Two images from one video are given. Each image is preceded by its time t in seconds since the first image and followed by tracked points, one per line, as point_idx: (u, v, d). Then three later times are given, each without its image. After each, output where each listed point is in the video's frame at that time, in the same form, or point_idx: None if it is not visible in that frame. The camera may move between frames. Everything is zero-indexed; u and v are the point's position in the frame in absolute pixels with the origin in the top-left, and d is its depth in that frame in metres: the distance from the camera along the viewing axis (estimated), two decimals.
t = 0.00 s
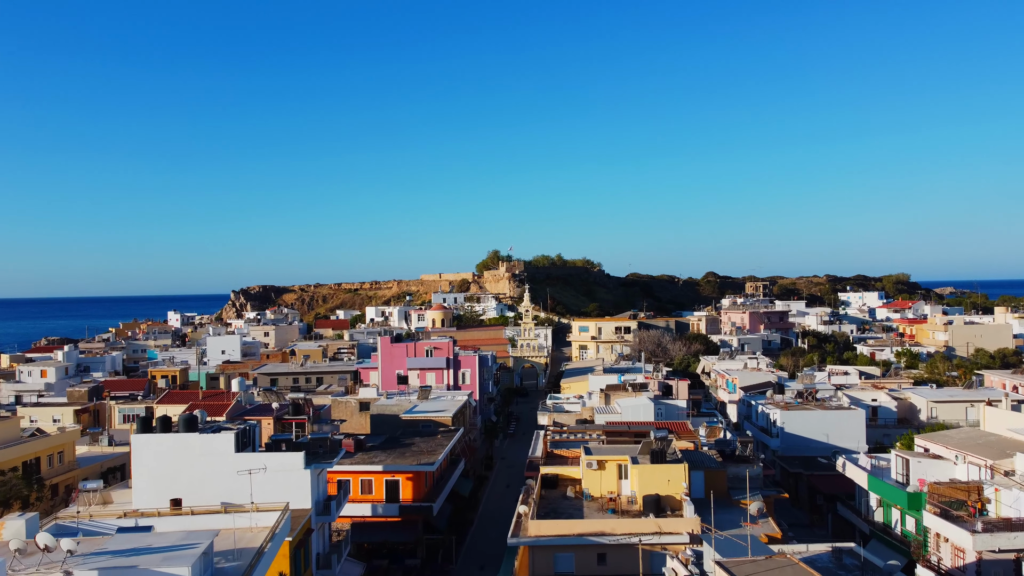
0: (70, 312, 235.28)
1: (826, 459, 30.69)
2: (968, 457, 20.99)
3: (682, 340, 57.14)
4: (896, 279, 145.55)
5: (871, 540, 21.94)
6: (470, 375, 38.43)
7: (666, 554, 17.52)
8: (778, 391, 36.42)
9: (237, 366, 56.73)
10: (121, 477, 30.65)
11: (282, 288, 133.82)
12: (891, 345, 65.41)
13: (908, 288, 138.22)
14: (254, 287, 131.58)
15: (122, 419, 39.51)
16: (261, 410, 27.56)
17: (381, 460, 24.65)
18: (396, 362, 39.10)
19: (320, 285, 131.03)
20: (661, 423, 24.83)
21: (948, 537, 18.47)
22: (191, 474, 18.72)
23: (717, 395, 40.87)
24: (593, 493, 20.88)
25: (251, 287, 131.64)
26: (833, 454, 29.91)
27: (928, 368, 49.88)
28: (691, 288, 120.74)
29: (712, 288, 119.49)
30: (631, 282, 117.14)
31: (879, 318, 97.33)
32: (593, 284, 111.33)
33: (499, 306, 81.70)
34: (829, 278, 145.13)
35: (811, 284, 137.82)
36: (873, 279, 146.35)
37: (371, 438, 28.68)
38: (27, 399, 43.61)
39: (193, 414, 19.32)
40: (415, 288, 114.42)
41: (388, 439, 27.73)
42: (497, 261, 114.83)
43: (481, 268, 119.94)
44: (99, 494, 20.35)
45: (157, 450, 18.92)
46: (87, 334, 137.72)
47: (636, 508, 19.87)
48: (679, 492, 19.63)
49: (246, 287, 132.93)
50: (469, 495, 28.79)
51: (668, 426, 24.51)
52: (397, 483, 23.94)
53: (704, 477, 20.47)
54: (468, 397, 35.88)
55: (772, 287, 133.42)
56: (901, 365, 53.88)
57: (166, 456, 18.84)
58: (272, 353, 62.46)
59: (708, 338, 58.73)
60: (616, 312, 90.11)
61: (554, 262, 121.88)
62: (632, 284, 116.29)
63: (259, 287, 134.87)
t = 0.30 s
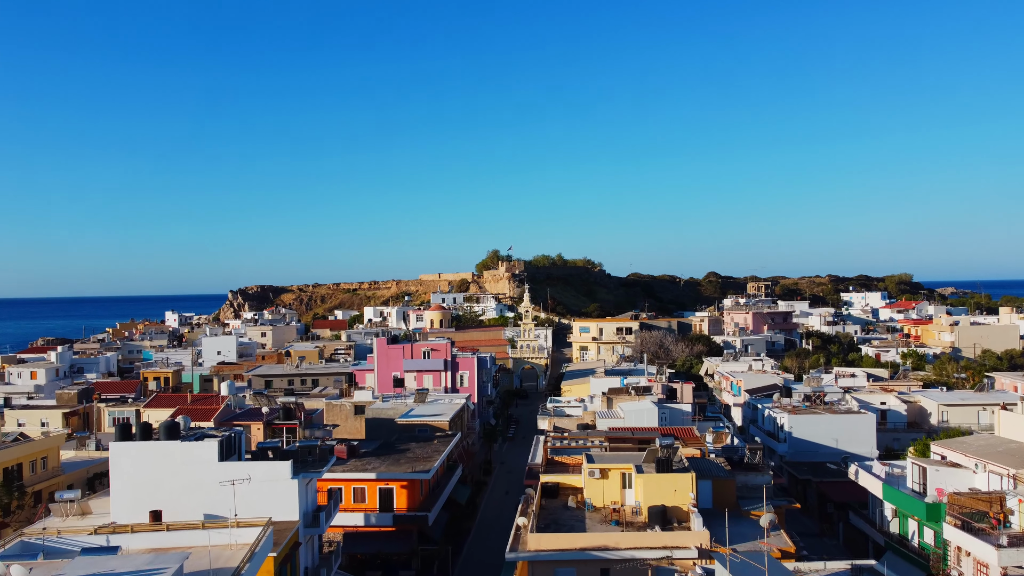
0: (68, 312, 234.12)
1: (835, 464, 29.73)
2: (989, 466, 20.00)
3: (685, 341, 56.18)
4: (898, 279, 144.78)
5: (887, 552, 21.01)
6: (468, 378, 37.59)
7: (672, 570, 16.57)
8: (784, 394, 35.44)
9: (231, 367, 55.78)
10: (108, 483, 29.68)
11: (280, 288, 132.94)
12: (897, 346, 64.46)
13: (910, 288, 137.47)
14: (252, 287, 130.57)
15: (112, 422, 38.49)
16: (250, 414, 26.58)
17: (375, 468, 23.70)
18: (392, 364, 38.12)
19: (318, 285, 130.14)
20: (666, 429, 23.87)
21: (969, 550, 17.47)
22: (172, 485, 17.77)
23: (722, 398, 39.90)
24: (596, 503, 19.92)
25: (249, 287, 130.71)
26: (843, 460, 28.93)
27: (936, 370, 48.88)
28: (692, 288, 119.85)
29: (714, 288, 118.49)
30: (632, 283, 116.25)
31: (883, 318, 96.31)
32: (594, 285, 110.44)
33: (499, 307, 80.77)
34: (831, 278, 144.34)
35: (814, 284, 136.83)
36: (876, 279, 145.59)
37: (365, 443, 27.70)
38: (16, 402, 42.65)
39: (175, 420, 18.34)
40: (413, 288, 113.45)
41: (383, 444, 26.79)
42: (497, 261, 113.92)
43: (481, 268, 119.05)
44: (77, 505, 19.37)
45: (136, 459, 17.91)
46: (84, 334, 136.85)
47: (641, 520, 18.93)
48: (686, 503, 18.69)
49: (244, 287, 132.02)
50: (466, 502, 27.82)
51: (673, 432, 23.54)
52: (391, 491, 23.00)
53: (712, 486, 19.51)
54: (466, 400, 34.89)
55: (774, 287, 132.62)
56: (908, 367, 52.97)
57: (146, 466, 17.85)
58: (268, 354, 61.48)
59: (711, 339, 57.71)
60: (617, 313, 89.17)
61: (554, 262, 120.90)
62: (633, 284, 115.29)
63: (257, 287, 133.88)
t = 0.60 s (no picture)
0: (66, 312, 233.02)
1: (845, 470, 28.77)
2: (1011, 476, 18.94)
3: (687, 342, 55.21)
4: (901, 279, 144.01)
5: (905, 566, 20.06)
6: (467, 380, 36.74)
7: None
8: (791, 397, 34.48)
9: (226, 369, 54.78)
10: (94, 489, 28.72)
11: (278, 288, 131.96)
12: (902, 347, 63.48)
13: (913, 288, 136.76)
14: (250, 287, 129.51)
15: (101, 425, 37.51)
16: (239, 419, 25.59)
17: (368, 476, 22.74)
18: (389, 366, 37.12)
19: (317, 285, 129.16)
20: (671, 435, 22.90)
21: (994, 567, 16.49)
22: (151, 496, 16.84)
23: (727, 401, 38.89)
24: (599, 514, 18.94)
25: (247, 287, 129.74)
26: (854, 466, 27.97)
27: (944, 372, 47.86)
28: (694, 288, 118.96)
29: (716, 288, 117.47)
30: (633, 282, 115.37)
31: (886, 319, 95.31)
32: (595, 285, 109.54)
33: (498, 307, 79.81)
34: (833, 278, 143.53)
35: (816, 284, 135.84)
36: (878, 279, 144.81)
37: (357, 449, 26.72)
38: (3, 404, 41.68)
39: (154, 428, 17.35)
40: (413, 288, 112.41)
41: (377, 451, 25.83)
42: (497, 261, 112.97)
43: (481, 267, 118.10)
44: (52, 516, 18.37)
45: (113, 470, 16.97)
46: (81, 334, 135.94)
47: (646, 532, 17.97)
48: (694, 514, 17.71)
49: (242, 287, 131.07)
50: (464, 511, 26.85)
51: (679, 438, 22.56)
52: (385, 501, 22.05)
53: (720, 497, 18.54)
54: (464, 403, 33.87)
55: (776, 287, 131.80)
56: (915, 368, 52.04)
57: (123, 477, 16.94)
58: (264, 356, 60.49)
59: (714, 340, 56.68)
60: (619, 313, 88.21)
61: (555, 261, 119.90)
62: (634, 284, 114.28)
63: (255, 287, 132.82)
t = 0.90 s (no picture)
0: (64, 312, 232.03)
1: (855, 477, 27.82)
2: None
3: (690, 343, 54.25)
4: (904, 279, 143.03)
5: None
6: (465, 383, 35.83)
7: None
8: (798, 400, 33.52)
9: (220, 370, 53.81)
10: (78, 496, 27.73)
11: (277, 288, 131.01)
12: (908, 348, 62.47)
13: (915, 288, 135.86)
14: (248, 287, 128.60)
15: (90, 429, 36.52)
16: (227, 425, 24.68)
17: (360, 484, 21.77)
18: (385, 369, 36.16)
19: (315, 285, 128.22)
20: (677, 442, 21.95)
21: None
22: (127, 509, 15.86)
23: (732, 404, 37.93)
24: (601, 526, 17.98)
25: (245, 287, 128.85)
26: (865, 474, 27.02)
27: (953, 374, 46.87)
28: (696, 288, 118.04)
29: (717, 288, 116.52)
30: (635, 283, 114.40)
31: (890, 319, 94.31)
32: (596, 285, 108.57)
33: (498, 308, 78.81)
34: (835, 278, 142.55)
35: (819, 285, 134.83)
36: (880, 279, 143.85)
37: (350, 455, 25.77)
38: None
39: (132, 436, 16.36)
40: (412, 288, 111.46)
41: (370, 457, 24.89)
42: (496, 261, 112.01)
43: (480, 267, 117.15)
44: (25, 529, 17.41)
45: (87, 481, 15.97)
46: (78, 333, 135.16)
47: (652, 546, 17.01)
48: (703, 528, 16.73)
49: (240, 287, 130.17)
50: (461, 519, 25.85)
51: (685, 446, 21.62)
52: (377, 510, 21.09)
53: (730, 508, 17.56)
54: (462, 407, 32.87)
55: (778, 288, 130.86)
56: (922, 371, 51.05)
57: (98, 489, 15.95)
58: (260, 357, 59.56)
59: (717, 341, 55.71)
60: (620, 313, 87.22)
61: (555, 261, 118.90)
62: (635, 284, 113.29)
63: (253, 287, 131.87)
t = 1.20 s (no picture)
0: (63, 312, 230.99)
1: (867, 484, 26.87)
2: None
3: (693, 344, 53.35)
4: (906, 279, 142.10)
5: None
6: (462, 386, 34.92)
7: None
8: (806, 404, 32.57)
9: (215, 372, 52.83)
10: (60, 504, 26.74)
11: (275, 288, 130.04)
12: (914, 349, 61.55)
13: (918, 288, 134.94)
14: (246, 287, 127.67)
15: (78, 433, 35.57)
16: (214, 430, 23.73)
17: (352, 493, 20.80)
18: (381, 370, 35.23)
19: (314, 285, 127.21)
20: (684, 450, 20.97)
21: None
22: (100, 524, 14.90)
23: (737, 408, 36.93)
24: (605, 539, 17.03)
25: (243, 286, 127.88)
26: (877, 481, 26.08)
27: (962, 376, 45.86)
28: (697, 288, 117.13)
29: (719, 288, 115.57)
30: (636, 283, 113.47)
31: (893, 320, 93.35)
32: (597, 285, 107.63)
33: (497, 308, 77.75)
34: (838, 278, 141.60)
35: (821, 285, 133.89)
36: (883, 279, 142.91)
37: (343, 462, 24.78)
38: None
39: (106, 446, 15.38)
40: (411, 288, 110.51)
41: (364, 464, 23.94)
42: (496, 260, 111.02)
43: (480, 267, 116.15)
44: None
45: (58, 493, 14.98)
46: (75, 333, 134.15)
47: (659, 562, 16.05)
48: (713, 543, 15.78)
49: (238, 287, 129.20)
50: (458, 529, 24.87)
51: (692, 454, 20.64)
52: (370, 521, 20.11)
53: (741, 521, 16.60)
54: (460, 410, 31.89)
55: (781, 287, 129.96)
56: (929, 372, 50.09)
57: (72, 500, 14.98)
58: (255, 358, 58.58)
59: (720, 342, 54.73)
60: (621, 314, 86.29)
61: (555, 260, 117.96)
62: (636, 284, 112.28)
63: (251, 287, 130.90)
